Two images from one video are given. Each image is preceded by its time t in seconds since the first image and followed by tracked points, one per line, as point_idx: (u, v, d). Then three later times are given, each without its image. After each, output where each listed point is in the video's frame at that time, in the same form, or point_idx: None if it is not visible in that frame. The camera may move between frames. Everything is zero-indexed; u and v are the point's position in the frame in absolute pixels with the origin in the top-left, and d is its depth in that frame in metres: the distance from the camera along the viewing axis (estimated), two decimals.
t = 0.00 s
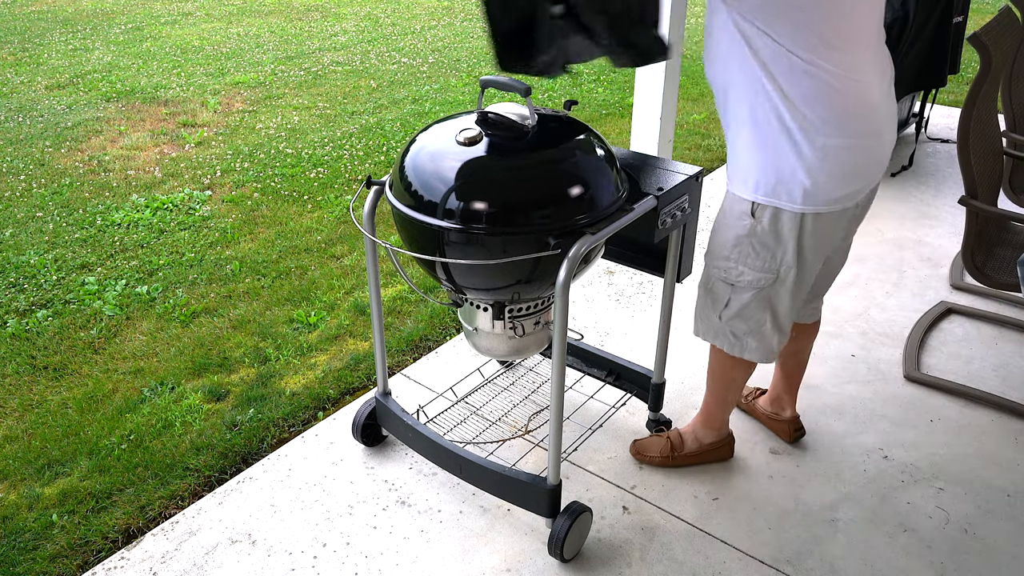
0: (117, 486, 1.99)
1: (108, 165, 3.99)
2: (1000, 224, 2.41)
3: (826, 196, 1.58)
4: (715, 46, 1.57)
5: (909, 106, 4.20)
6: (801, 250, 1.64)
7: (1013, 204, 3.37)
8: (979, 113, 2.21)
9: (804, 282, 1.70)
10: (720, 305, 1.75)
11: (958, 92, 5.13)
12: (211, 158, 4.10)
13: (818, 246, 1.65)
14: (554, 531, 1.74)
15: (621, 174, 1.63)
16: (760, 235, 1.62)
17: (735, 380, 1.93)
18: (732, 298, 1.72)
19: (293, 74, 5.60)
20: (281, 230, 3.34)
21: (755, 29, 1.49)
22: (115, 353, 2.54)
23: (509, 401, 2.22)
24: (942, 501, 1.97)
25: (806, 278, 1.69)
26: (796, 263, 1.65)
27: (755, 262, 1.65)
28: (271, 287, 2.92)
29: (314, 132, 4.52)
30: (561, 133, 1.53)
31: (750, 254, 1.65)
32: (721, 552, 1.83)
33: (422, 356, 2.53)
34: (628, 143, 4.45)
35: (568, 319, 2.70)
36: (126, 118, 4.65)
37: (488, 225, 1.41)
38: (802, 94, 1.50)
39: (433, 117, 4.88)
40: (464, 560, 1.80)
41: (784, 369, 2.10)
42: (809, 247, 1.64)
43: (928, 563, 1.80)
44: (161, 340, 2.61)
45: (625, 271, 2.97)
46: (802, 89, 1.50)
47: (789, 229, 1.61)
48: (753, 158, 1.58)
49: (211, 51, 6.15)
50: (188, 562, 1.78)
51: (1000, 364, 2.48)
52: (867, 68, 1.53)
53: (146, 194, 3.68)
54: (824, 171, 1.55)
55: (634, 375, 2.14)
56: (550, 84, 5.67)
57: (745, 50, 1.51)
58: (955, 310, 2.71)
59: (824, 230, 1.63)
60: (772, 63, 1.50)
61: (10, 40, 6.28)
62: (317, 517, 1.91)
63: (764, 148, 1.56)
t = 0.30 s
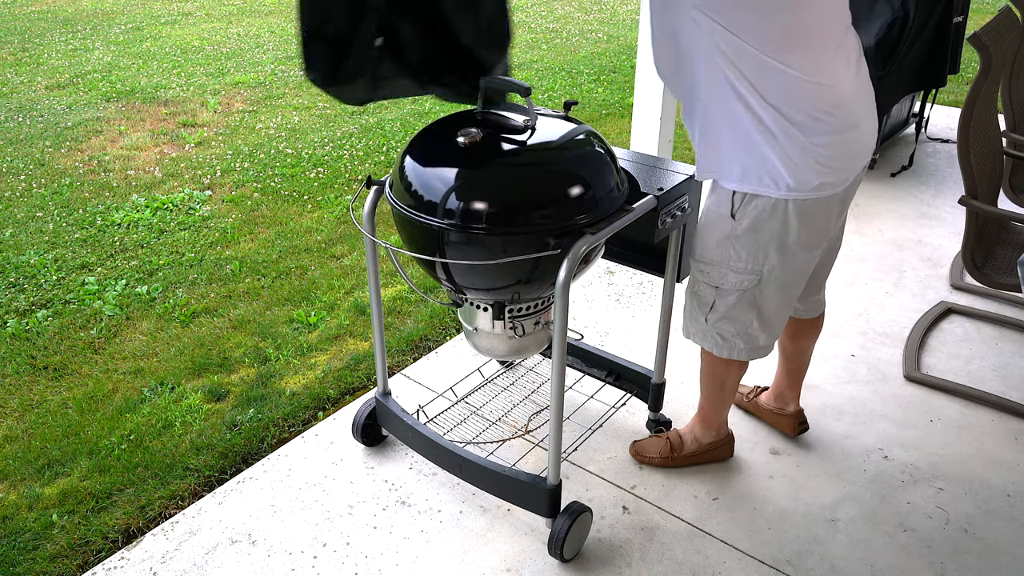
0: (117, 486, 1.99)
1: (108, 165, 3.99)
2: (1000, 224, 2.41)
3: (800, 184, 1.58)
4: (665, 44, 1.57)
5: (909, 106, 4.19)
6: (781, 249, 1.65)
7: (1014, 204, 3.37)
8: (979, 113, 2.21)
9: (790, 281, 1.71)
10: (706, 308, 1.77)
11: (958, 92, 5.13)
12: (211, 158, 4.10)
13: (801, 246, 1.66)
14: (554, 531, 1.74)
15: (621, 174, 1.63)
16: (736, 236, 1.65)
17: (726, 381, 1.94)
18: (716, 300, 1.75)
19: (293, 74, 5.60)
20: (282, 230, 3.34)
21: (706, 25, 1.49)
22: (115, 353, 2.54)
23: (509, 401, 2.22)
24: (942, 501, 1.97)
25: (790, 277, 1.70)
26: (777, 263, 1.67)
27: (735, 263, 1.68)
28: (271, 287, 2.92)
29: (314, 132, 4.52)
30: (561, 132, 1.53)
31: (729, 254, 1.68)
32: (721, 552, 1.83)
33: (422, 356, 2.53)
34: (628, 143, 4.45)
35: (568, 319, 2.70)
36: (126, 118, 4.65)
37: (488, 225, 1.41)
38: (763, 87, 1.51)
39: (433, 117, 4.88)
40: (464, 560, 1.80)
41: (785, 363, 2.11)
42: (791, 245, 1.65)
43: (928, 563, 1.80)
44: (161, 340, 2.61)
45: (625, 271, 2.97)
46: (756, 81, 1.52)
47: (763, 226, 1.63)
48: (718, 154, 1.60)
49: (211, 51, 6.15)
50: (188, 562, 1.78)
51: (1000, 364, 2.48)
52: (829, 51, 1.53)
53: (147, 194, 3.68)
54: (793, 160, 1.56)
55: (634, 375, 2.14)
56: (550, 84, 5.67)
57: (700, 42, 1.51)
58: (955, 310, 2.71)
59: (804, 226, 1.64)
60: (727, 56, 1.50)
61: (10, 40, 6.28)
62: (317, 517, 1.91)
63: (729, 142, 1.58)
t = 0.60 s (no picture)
0: (117, 486, 1.99)
1: (108, 165, 3.99)
2: (1000, 224, 2.41)
3: (801, 187, 1.64)
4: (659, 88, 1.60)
5: (909, 106, 4.20)
6: (775, 255, 1.74)
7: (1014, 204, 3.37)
8: (979, 112, 2.21)
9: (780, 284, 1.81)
10: (703, 316, 1.86)
11: (958, 92, 5.13)
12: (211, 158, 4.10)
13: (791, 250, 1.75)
14: (553, 531, 1.74)
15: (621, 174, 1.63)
16: (733, 244, 1.73)
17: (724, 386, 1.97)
18: (713, 307, 1.84)
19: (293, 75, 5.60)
20: (282, 230, 3.34)
21: (694, 71, 1.53)
22: (115, 353, 2.54)
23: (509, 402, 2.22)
24: (942, 501, 1.97)
25: (781, 279, 1.80)
26: (772, 267, 1.76)
27: (732, 270, 1.77)
28: (271, 287, 2.92)
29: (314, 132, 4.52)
30: (562, 132, 1.53)
31: (726, 262, 1.76)
32: (721, 552, 1.83)
33: (422, 356, 2.53)
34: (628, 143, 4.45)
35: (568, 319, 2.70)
36: (126, 118, 4.65)
37: (488, 225, 1.41)
38: (757, 107, 1.55)
39: (433, 117, 4.88)
40: (464, 560, 1.80)
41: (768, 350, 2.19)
42: (782, 251, 1.75)
43: (928, 563, 1.80)
44: (161, 340, 2.61)
45: (625, 271, 2.97)
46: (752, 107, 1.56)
47: (760, 234, 1.71)
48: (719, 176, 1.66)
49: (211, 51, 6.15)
50: (188, 562, 1.78)
51: (1000, 364, 2.48)
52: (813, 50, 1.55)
53: (147, 194, 3.68)
54: (791, 166, 1.61)
55: (634, 375, 2.14)
56: (550, 84, 5.67)
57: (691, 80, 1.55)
58: (955, 310, 2.71)
59: (794, 231, 1.73)
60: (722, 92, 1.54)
61: (10, 40, 6.28)
62: (317, 517, 1.91)
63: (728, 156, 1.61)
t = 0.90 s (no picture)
0: (117, 486, 1.99)
1: (108, 165, 3.99)
2: (1000, 224, 2.41)
3: (816, 170, 1.69)
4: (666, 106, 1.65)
5: (909, 106, 4.19)
6: (795, 236, 1.76)
7: (1014, 204, 3.37)
8: (979, 112, 2.21)
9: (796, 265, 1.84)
10: (729, 309, 1.83)
11: (958, 92, 5.13)
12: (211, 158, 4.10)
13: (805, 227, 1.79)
14: (553, 531, 1.74)
15: (621, 173, 1.63)
16: (758, 233, 1.72)
17: (736, 377, 1.96)
18: (739, 299, 1.81)
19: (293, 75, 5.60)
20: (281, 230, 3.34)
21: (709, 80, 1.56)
22: (115, 353, 2.54)
23: (509, 401, 2.22)
24: (942, 501, 1.97)
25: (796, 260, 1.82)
26: (792, 248, 1.78)
27: (757, 258, 1.76)
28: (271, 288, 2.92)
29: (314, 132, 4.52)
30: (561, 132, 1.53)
31: (751, 251, 1.75)
32: (721, 552, 1.83)
33: (422, 356, 2.53)
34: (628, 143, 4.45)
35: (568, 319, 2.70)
36: (126, 118, 4.65)
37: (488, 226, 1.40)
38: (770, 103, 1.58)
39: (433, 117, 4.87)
40: (463, 560, 1.80)
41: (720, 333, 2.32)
42: (800, 230, 1.77)
43: (928, 563, 1.80)
44: (161, 340, 2.61)
45: (625, 271, 2.97)
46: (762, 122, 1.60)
47: (782, 220, 1.72)
48: (743, 169, 1.65)
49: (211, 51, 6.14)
50: (188, 562, 1.78)
51: (1000, 364, 2.48)
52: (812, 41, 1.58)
53: (147, 194, 3.68)
54: (808, 152, 1.65)
55: (634, 375, 2.14)
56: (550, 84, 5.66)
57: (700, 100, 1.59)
58: (956, 310, 2.71)
59: (807, 211, 1.77)
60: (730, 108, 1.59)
61: (10, 40, 6.28)
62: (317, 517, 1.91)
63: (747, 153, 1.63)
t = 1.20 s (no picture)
0: (117, 486, 1.99)
1: (108, 165, 3.99)
2: (1000, 224, 2.41)
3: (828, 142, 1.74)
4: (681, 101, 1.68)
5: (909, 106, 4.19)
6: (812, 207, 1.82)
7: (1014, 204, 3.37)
8: (979, 112, 2.21)
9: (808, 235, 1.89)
10: (757, 287, 1.84)
11: (958, 92, 5.13)
12: (211, 158, 4.10)
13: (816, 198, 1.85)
14: (553, 531, 1.74)
15: (620, 174, 1.65)
16: (784, 211, 1.74)
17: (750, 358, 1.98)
18: (766, 276, 1.83)
19: (293, 74, 5.59)
20: (281, 230, 3.34)
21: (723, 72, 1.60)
22: (115, 353, 2.54)
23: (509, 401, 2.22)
24: (942, 501, 1.97)
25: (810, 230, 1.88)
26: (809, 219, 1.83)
27: (783, 233, 1.78)
28: (271, 287, 2.92)
29: (313, 132, 4.52)
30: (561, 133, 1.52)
31: (778, 228, 1.77)
32: (721, 552, 1.83)
33: (422, 356, 2.53)
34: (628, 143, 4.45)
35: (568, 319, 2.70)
36: (126, 118, 4.65)
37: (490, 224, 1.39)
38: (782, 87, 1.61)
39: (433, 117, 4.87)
40: (463, 560, 1.80)
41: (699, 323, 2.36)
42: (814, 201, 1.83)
43: (928, 563, 1.80)
44: (161, 340, 2.61)
45: (625, 271, 2.97)
46: (779, 107, 1.63)
47: (800, 195, 1.76)
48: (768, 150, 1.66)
49: (211, 51, 6.14)
50: (188, 562, 1.78)
51: (1000, 364, 2.47)
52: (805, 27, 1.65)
53: (146, 194, 3.68)
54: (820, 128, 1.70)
55: (634, 375, 2.14)
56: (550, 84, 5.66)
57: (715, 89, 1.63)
58: (956, 310, 2.71)
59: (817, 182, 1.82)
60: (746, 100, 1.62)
61: (10, 40, 6.28)
62: (317, 517, 1.91)
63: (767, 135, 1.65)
